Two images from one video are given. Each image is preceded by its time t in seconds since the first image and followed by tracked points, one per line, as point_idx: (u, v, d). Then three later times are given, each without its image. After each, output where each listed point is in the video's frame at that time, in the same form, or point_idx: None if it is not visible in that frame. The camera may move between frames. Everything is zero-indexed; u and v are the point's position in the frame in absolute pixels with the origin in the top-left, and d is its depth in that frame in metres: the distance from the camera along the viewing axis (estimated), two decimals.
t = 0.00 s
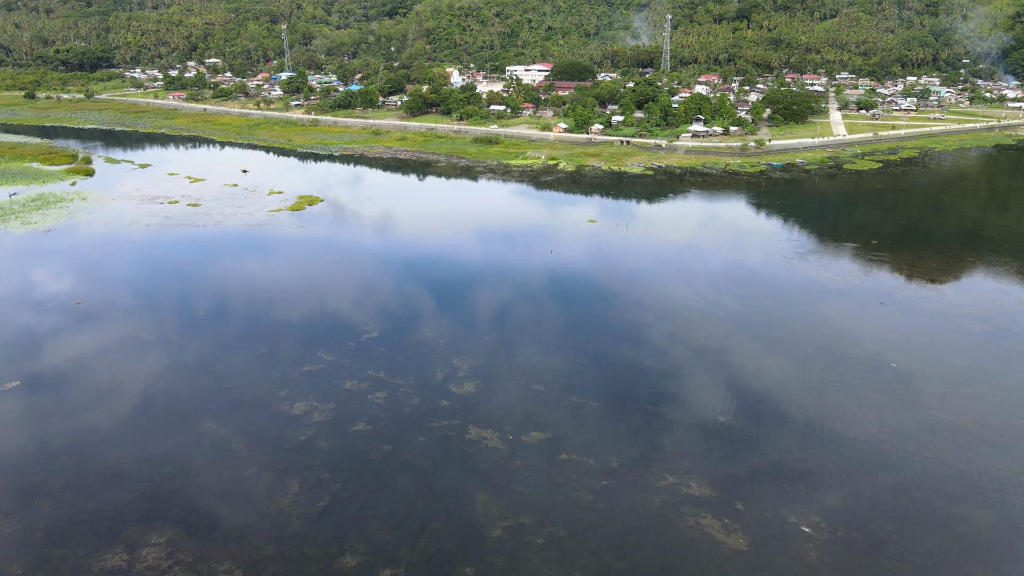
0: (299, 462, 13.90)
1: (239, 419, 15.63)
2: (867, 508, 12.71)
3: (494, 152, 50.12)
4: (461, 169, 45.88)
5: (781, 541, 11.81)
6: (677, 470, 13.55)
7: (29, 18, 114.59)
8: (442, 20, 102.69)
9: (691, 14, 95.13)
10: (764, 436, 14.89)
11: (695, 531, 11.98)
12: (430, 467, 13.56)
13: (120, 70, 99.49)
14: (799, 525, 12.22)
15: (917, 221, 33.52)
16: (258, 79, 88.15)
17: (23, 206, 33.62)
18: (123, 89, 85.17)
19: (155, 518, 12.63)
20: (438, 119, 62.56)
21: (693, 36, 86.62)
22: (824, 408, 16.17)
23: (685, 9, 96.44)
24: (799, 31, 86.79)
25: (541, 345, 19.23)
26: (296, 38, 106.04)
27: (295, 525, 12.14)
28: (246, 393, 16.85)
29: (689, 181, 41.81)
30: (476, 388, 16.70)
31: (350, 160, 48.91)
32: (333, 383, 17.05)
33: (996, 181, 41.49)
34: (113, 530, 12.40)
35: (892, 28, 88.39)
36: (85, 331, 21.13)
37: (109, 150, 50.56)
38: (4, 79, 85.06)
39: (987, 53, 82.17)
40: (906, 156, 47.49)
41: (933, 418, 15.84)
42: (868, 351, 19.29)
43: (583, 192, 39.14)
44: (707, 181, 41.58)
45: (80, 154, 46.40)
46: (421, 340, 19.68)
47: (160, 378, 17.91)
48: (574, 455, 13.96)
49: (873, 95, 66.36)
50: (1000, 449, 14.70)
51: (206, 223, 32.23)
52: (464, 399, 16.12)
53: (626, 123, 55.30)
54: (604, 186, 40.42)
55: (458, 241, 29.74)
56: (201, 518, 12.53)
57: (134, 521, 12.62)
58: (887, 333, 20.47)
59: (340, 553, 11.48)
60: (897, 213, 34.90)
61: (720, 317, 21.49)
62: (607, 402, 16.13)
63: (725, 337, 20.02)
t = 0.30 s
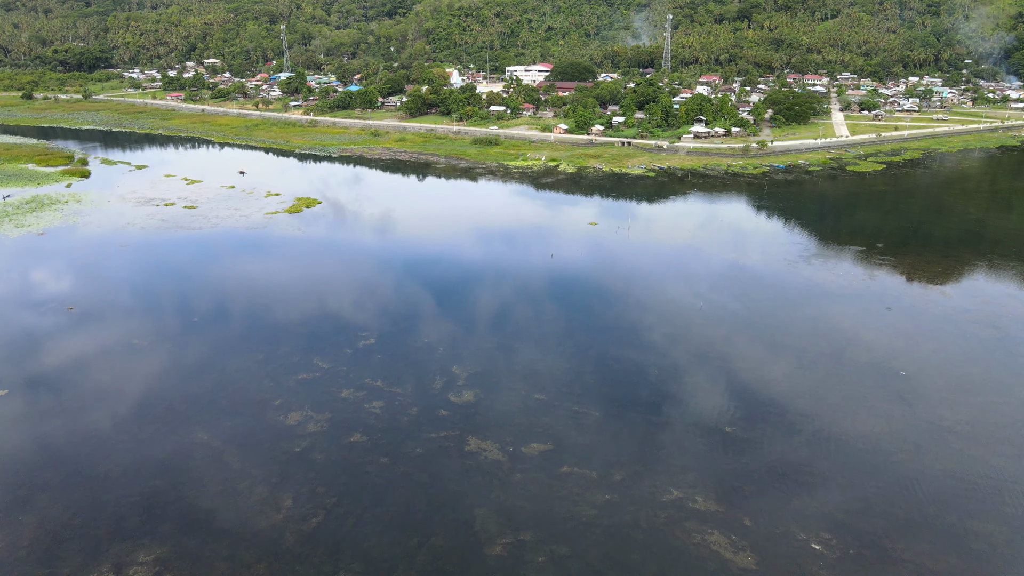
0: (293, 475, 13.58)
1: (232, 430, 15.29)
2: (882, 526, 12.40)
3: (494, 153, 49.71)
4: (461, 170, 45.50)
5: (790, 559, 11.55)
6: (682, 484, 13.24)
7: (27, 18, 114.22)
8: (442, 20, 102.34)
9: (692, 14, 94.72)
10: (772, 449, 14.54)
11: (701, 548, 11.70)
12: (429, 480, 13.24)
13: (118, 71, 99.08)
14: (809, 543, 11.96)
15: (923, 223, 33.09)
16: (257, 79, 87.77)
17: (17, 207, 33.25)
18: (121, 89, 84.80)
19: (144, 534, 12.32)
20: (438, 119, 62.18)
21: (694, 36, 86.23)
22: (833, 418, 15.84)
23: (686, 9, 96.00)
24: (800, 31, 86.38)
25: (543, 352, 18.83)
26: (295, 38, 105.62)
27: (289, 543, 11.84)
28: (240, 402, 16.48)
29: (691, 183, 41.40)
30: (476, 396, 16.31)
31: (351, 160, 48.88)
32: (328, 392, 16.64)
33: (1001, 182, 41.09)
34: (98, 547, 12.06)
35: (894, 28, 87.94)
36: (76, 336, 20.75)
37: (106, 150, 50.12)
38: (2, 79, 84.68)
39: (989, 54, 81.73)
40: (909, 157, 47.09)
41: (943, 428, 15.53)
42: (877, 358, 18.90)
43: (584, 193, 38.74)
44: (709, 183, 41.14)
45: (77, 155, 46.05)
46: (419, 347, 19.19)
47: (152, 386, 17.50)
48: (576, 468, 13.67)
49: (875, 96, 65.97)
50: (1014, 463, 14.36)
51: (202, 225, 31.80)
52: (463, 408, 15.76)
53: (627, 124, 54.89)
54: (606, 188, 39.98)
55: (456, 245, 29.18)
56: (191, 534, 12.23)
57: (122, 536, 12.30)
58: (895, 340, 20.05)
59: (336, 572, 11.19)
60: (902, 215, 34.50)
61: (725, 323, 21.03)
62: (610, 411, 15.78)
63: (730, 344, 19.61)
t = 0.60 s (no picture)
0: (287, 489, 13.23)
1: (224, 441, 14.93)
2: (895, 547, 12.04)
3: (494, 154, 49.31)
4: (460, 171, 45.07)
5: None
6: (689, 499, 12.89)
7: (25, 18, 113.86)
8: (442, 20, 101.97)
9: (692, 14, 94.35)
10: (782, 462, 14.14)
11: (707, 567, 11.40)
12: (427, 495, 12.89)
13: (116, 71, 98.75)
14: (819, 561, 11.68)
15: (929, 225, 32.64)
16: (256, 79, 87.32)
17: (11, 210, 32.89)
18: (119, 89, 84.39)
19: (133, 552, 12.03)
20: (437, 120, 61.81)
21: (695, 36, 85.83)
22: (841, 430, 15.44)
23: (687, 9, 95.60)
24: (801, 32, 85.99)
25: (545, 359, 18.39)
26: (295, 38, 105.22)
27: (283, 562, 11.55)
28: (233, 411, 16.09)
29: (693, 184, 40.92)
30: (475, 406, 15.88)
31: (349, 161, 48.69)
32: (324, 401, 16.24)
33: (1005, 184, 40.69)
34: (85, 567, 11.77)
35: (895, 28, 87.54)
36: (67, 341, 20.36)
37: (103, 151, 49.79)
38: None
39: (991, 54, 81.32)
40: (912, 158, 46.70)
41: (955, 440, 15.15)
42: (886, 366, 18.48)
43: (585, 194, 38.32)
44: (711, 185, 40.70)
45: (73, 157, 45.69)
46: (418, 354, 18.70)
47: (142, 395, 17.12)
48: (578, 481, 13.32)
49: (877, 97, 65.58)
50: None
51: (197, 227, 31.39)
52: (463, 418, 15.31)
53: (628, 125, 54.51)
54: (607, 189, 39.56)
55: (454, 247, 28.61)
56: (182, 552, 11.94)
57: (109, 555, 12.00)
58: (904, 347, 19.61)
59: None
60: (908, 216, 34.03)
61: (729, 328, 20.57)
62: (613, 421, 15.39)
63: (735, 350, 19.19)
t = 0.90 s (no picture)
0: (280, 504, 12.84)
1: (217, 453, 14.54)
2: (910, 566, 11.64)
3: (494, 156, 48.93)
4: (460, 173, 44.64)
5: None
6: (694, 515, 12.51)
7: (23, 18, 113.41)
8: (442, 20, 101.58)
9: (693, 14, 93.93)
10: (790, 475, 13.75)
11: None
12: (425, 510, 12.53)
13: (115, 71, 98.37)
14: None
15: (935, 227, 32.20)
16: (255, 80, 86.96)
17: (5, 212, 32.48)
18: (117, 90, 83.95)
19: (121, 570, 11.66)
20: (437, 121, 61.45)
21: (696, 37, 85.42)
22: (852, 441, 15.03)
23: (687, 9, 95.19)
24: (802, 31, 85.65)
25: (545, 366, 17.97)
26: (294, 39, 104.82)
27: None
28: (226, 421, 15.70)
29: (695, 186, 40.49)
30: (474, 416, 15.47)
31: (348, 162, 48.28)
32: (319, 411, 15.81)
33: (1011, 185, 40.25)
34: None
35: (896, 28, 87.23)
36: (57, 348, 19.96)
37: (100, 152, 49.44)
38: None
39: (994, 54, 80.93)
40: (916, 159, 46.31)
41: (968, 452, 14.75)
42: (894, 373, 18.09)
43: (586, 195, 37.89)
44: (713, 186, 40.28)
45: (69, 158, 45.31)
46: (416, 362, 18.22)
47: (133, 404, 16.69)
48: (580, 495, 12.95)
49: (879, 97, 65.19)
50: None
51: (193, 230, 30.96)
52: (461, 430, 14.90)
53: (629, 126, 54.15)
54: (608, 191, 39.12)
55: (451, 249, 28.04)
56: (172, 570, 11.59)
57: None
58: (913, 355, 19.10)
59: None
60: (913, 218, 33.60)
61: (734, 335, 20.10)
62: (615, 431, 14.97)
63: (740, 358, 18.74)
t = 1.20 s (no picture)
0: (272, 521, 12.43)
1: (209, 464, 14.14)
2: None
3: (494, 157, 48.53)
4: (459, 174, 44.21)
5: None
6: (701, 532, 12.07)
7: (22, 19, 113.04)
8: (442, 20, 101.22)
9: (694, 14, 93.53)
10: (797, 484, 13.29)
11: None
12: (422, 527, 12.12)
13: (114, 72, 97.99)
14: None
15: (941, 228, 31.75)
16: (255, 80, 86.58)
17: None
18: (116, 90, 83.57)
19: None
20: (436, 122, 61.06)
21: (696, 37, 85.04)
22: (861, 453, 14.20)
23: (688, 9, 94.82)
24: (804, 31, 85.31)
25: (545, 373, 17.52)
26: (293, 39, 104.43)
27: None
28: (219, 431, 15.29)
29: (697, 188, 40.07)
30: (473, 427, 15.03)
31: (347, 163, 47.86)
32: (315, 422, 15.39)
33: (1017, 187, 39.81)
34: None
35: (898, 28, 86.91)
36: (46, 353, 19.51)
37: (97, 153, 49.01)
38: None
39: (996, 54, 80.57)
40: (920, 161, 45.89)
41: (983, 465, 13.79)
42: (902, 372, 17.52)
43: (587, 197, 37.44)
44: (715, 188, 39.86)
45: (65, 159, 44.93)
46: (412, 371, 17.65)
47: (122, 415, 16.20)
48: (583, 511, 12.54)
49: (882, 98, 64.81)
50: None
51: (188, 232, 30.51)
52: (460, 442, 14.48)
53: (630, 127, 53.79)
54: (609, 193, 38.69)
55: (447, 253, 27.23)
56: None
57: None
58: (923, 360, 18.04)
59: None
60: (918, 219, 33.18)
61: (736, 341, 19.26)
62: (618, 443, 14.54)
63: (744, 365, 17.95)
